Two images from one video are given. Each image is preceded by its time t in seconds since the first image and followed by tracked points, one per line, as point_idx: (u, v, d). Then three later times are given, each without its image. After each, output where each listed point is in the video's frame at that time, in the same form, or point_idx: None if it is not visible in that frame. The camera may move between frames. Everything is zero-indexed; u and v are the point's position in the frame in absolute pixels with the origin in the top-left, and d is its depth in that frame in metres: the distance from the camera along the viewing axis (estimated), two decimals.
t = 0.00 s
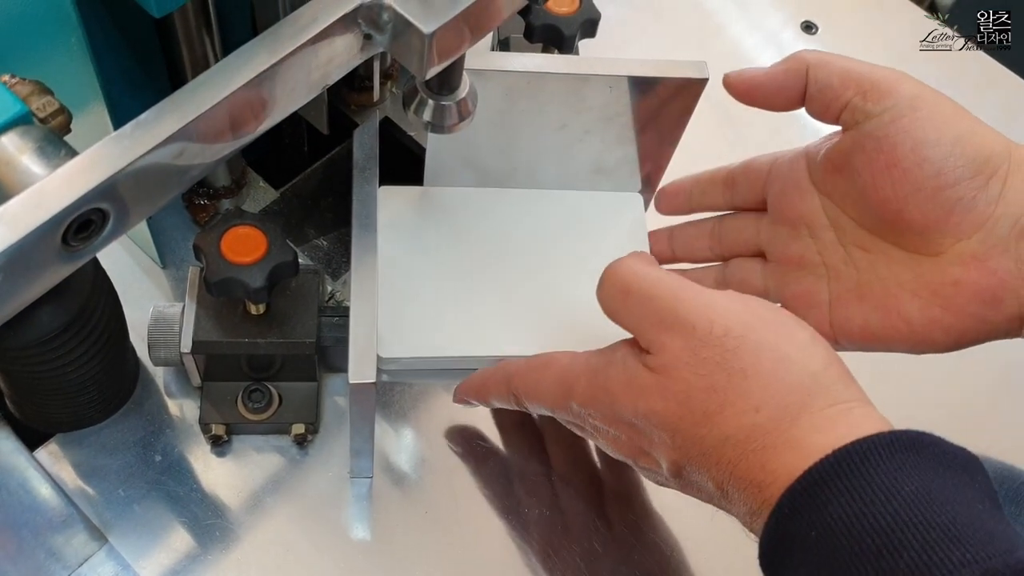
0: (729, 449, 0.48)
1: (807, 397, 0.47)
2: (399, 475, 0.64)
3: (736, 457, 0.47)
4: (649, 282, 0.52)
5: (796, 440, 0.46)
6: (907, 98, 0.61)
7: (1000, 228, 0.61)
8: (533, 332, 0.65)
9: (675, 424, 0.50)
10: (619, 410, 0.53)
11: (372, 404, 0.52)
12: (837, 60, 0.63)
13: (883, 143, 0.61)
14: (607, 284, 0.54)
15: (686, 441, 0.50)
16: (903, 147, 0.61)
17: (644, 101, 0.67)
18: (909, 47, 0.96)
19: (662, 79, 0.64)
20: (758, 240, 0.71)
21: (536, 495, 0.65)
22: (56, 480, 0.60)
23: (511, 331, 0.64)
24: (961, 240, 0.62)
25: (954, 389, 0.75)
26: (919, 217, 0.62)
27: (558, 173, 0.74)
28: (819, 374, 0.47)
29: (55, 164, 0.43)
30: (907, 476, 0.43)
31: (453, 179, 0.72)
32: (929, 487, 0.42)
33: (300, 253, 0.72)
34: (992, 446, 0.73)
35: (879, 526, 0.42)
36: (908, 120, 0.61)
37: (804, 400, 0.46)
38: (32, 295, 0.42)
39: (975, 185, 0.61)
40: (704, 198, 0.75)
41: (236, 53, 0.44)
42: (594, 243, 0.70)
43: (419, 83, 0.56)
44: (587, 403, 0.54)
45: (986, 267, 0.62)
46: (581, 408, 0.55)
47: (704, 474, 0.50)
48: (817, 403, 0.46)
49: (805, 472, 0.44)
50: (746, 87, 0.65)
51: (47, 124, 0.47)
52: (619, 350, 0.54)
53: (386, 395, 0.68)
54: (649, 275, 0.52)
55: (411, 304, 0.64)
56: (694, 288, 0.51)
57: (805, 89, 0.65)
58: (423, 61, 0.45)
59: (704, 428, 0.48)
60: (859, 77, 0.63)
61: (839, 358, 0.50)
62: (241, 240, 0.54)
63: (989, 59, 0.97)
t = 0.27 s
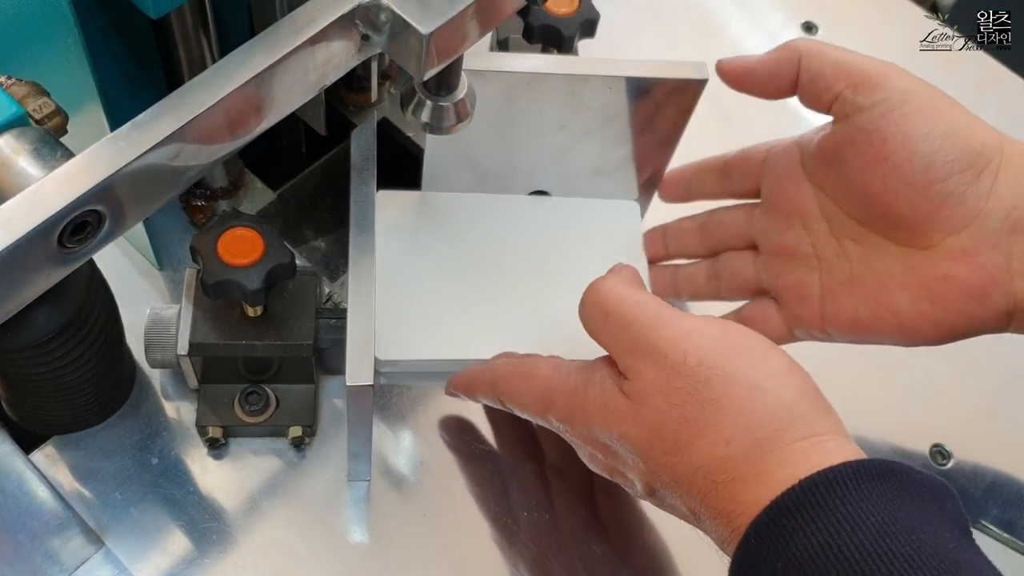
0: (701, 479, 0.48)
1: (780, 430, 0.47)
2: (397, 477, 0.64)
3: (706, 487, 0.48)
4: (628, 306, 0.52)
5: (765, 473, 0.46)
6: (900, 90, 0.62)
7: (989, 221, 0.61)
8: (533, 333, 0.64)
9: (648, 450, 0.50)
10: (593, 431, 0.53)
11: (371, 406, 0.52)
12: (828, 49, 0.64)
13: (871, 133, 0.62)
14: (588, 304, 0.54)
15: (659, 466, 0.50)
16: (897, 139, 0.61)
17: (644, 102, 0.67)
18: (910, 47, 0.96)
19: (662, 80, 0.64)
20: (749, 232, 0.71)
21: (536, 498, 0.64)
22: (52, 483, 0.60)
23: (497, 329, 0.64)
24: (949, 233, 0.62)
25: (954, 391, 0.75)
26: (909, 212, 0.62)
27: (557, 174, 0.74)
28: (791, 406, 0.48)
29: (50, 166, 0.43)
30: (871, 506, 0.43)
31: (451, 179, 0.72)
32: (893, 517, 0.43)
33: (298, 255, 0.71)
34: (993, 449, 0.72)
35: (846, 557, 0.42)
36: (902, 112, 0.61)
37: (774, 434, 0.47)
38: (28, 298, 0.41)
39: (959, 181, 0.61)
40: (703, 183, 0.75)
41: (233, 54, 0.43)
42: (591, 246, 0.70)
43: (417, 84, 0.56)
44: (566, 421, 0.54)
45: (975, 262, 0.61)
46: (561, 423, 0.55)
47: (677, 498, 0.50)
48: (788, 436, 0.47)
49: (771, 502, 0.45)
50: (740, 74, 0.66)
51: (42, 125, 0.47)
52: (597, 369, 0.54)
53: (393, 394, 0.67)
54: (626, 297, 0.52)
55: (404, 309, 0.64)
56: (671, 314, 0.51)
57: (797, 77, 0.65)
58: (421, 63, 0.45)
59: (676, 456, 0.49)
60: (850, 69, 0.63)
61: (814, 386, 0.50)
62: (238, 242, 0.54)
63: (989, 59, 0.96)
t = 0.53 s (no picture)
0: (703, 489, 0.48)
1: (789, 452, 0.47)
2: (399, 478, 0.64)
3: (709, 497, 0.48)
4: (652, 311, 0.51)
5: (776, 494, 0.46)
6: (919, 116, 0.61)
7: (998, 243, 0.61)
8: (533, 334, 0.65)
9: (652, 453, 0.50)
10: (600, 429, 0.53)
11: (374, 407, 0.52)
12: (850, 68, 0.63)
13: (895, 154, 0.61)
14: (613, 306, 0.54)
15: (662, 470, 0.50)
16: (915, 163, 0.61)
17: (644, 105, 0.67)
18: (909, 48, 0.96)
19: (663, 82, 0.65)
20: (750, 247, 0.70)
21: (537, 497, 0.65)
22: (56, 482, 0.60)
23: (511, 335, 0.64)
24: (961, 257, 0.62)
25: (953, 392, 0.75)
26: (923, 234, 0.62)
27: (558, 175, 0.74)
28: (803, 430, 0.48)
29: (54, 167, 0.43)
30: (868, 529, 0.44)
31: (453, 181, 0.72)
32: (890, 540, 0.44)
33: (300, 255, 0.71)
34: (992, 449, 0.73)
35: None
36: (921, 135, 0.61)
37: (784, 456, 0.47)
38: (32, 298, 0.41)
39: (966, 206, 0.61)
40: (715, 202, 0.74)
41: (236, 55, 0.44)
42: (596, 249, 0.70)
43: (419, 86, 0.56)
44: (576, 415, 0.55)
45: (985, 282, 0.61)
46: (571, 416, 0.55)
47: (676, 503, 0.51)
48: (796, 458, 0.47)
49: (771, 523, 0.45)
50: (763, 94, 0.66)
51: (46, 127, 0.47)
52: (613, 368, 0.54)
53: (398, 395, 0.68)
54: (655, 303, 0.52)
55: (415, 310, 0.64)
56: (692, 325, 0.51)
57: (816, 97, 0.65)
58: (423, 65, 0.45)
59: (682, 465, 0.49)
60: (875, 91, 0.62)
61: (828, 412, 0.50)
62: (241, 243, 0.54)
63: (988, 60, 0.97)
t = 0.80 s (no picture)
0: (715, 510, 0.47)
1: (804, 482, 0.46)
2: (400, 478, 0.64)
3: (720, 518, 0.47)
4: (676, 332, 0.51)
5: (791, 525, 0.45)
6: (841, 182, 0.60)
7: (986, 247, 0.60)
8: (533, 333, 0.65)
9: (664, 468, 0.49)
10: (614, 440, 0.53)
11: (375, 408, 0.52)
12: (789, 232, 0.62)
13: (847, 234, 0.61)
14: (636, 321, 0.54)
15: (673, 488, 0.49)
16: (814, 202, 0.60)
17: (645, 106, 0.67)
18: (910, 48, 0.97)
19: (664, 83, 0.65)
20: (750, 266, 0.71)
21: (538, 498, 0.65)
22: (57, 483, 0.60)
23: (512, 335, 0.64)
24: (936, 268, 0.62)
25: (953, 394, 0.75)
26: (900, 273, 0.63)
27: (559, 176, 0.74)
28: (822, 463, 0.47)
29: (56, 168, 0.43)
30: (874, 558, 0.43)
31: (454, 182, 0.72)
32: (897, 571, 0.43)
33: (301, 256, 0.71)
34: (992, 451, 0.73)
35: None
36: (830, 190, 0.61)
37: (799, 486, 0.46)
38: (34, 299, 0.41)
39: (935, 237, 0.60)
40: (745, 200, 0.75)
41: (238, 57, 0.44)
42: (598, 250, 0.70)
43: (421, 86, 0.56)
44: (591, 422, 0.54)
45: (976, 270, 0.61)
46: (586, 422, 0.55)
47: (685, 519, 0.50)
48: (809, 489, 0.46)
49: (777, 548, 0.45)
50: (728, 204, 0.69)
51: (48, 127, 0.47)
52: (632, 379, 0.53)
53: (398, 395, 0.68)
54: (679, 326, 0.52)
55: (417, 309, 0.64)
56: (717, 350, 0.51)
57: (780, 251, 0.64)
58: (425, 66, 0.45)
59: (695, 485, 0.48)
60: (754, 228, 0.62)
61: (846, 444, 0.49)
62: (243, 244, 0.54)
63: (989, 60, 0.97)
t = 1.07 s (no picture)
0: (698, 507, 0.47)
1: (787, 477, 0.46)
2: (398, 479, 0.64)
3: (703, 514, 0.47)
4: (662, 322, 0.51)
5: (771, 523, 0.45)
6: (750, 220, 0.62)
7: (867, 270, 0.63)
8: (531, 333, 0.64)
9: (649, 463, 0.49)
10: (602, 436, 0.53)
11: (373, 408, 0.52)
12: (682, 262, 0.64)
13: (738, 266, 0.64)
14: (625, 312, 0.53)
15: (658, 484, 0.49)
16: (733, 235, 0.62)
17: (643, 105, 0.67)
18: (910, 48, 0.96)
19: (662, 83, 0.64)
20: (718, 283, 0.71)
21: (536, 499, 0.64)
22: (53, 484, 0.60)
23: (510, 335, 0.64)
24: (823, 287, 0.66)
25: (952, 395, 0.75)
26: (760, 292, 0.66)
27: (558, 176, 0.74)
28: (806, 457, 0.47)
29: (51, 166, 0.43)
30: (859, 558, 0.43)
31: (452, 181, 0.72)
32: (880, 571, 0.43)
33: (299, 256, 0.71)
34: (992, 451, 0.73)
35: None
36: (727, 226, 0.63)
37: (782, 481, 0.46)
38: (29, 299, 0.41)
39: (798, 267, 0.63)
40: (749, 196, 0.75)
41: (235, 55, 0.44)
42: (596, 250, 0.70)
43: (419, 86, 0.56)
44: (578, 418, 0.54)
45: (864, 285, 0.65)
46: (573, 419, 0.55)
47: (670, 515, 0.50)
48: (793, 485, 0.46)
49: (761, 549, 0.44)
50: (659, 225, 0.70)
51: (44, 127, 0.47)
52: (620, 374, 0.53)
53: (397, 395, 0.67)
54: (666, 315, 0.51)
55: (415, 309, 0.64)
56: (705, 341, 0.50)
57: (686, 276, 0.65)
58: (422, 65, 0.45)
59: (679, 481, 0.48)
60: (683, 258, 0.64)
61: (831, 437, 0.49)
62: (240, 244, 0.54)
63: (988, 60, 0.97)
